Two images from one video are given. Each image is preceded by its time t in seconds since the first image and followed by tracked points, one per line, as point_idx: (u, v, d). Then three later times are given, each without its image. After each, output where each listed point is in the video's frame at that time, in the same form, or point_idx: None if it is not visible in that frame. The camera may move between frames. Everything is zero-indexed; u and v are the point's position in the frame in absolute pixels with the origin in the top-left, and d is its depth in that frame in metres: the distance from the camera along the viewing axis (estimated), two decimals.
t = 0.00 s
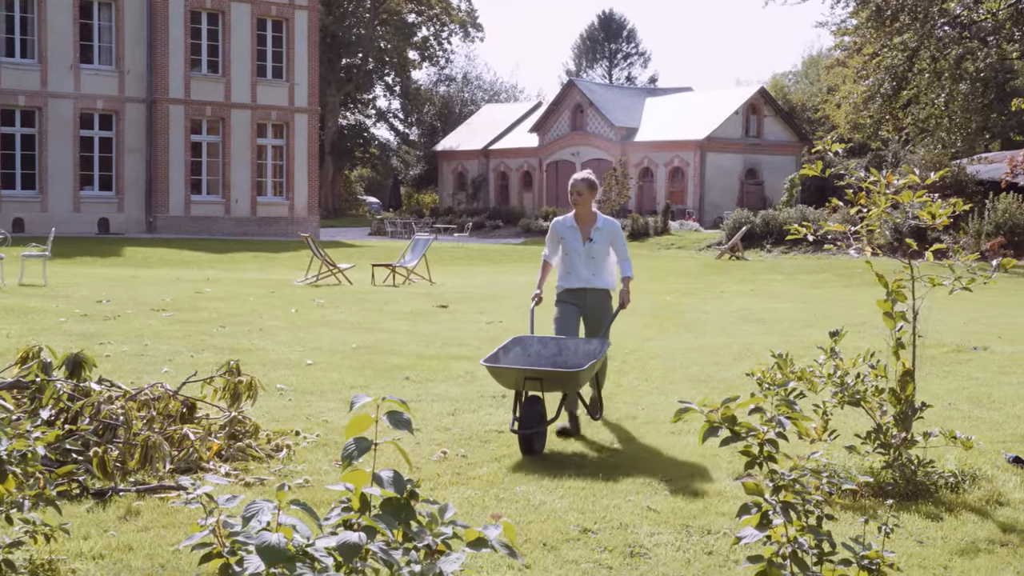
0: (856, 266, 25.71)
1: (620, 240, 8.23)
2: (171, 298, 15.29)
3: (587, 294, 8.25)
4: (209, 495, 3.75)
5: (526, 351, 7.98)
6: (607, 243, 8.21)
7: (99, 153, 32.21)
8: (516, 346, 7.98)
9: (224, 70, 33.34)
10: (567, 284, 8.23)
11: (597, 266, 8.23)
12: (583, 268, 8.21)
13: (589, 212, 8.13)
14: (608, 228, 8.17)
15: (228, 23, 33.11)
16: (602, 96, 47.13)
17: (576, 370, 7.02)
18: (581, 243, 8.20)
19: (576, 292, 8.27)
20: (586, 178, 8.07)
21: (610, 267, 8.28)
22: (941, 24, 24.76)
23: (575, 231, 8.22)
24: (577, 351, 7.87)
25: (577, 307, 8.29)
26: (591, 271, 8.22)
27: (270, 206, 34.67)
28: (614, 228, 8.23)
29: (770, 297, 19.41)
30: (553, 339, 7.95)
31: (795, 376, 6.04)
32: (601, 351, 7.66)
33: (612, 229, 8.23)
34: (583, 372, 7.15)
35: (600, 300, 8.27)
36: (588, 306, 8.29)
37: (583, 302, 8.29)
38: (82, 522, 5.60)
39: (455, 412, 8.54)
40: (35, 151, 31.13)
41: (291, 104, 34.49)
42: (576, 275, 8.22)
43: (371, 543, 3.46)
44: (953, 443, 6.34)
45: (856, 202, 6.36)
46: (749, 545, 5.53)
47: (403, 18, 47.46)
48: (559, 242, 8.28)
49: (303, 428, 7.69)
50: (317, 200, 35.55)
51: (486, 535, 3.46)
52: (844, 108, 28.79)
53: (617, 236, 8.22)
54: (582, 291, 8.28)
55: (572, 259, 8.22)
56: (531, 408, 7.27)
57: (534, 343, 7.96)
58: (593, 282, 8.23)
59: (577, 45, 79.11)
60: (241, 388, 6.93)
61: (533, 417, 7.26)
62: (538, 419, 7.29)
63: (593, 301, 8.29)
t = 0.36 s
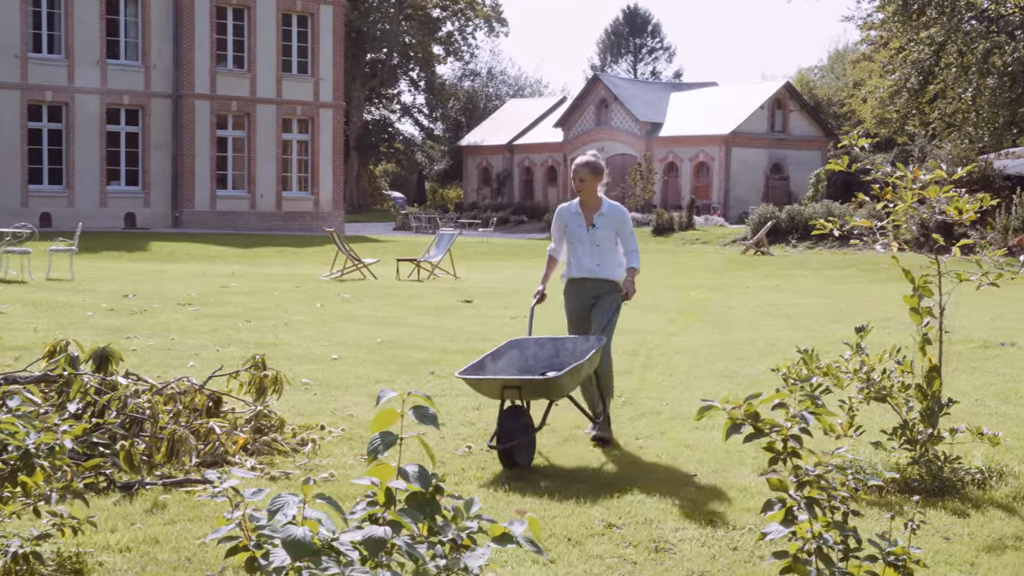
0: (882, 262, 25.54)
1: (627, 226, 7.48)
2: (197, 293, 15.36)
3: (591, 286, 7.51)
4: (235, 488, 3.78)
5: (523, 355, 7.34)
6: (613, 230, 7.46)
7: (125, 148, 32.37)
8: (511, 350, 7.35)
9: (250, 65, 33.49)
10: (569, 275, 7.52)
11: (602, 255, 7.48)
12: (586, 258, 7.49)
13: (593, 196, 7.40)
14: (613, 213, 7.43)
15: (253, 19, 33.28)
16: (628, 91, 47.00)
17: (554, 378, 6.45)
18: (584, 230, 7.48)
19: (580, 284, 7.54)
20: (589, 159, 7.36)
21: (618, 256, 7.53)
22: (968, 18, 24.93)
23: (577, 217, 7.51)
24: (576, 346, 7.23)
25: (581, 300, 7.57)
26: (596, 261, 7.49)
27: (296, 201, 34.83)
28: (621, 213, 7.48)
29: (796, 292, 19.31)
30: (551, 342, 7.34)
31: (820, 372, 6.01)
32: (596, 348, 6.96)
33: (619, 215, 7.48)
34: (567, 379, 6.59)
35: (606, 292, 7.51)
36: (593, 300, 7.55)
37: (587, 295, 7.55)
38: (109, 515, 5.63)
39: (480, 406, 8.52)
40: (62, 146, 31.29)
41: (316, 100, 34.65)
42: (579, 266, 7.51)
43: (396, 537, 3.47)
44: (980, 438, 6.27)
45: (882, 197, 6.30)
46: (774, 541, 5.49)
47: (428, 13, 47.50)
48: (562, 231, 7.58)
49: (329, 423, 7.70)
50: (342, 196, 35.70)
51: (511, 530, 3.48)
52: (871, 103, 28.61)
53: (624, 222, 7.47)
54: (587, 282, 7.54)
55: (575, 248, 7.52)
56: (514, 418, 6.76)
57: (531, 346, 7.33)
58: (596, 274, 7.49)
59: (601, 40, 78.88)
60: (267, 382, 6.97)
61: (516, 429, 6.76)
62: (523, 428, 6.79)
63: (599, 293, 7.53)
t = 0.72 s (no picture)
0: (914, 255, 25.33)
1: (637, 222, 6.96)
2: (228, 285, 15.45)
3: (600, 288, 6.99)
4: (267, 479, 3.81)
5: (520, 361, 6.78)
6: (622, 226, 6.95)
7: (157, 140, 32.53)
8: (510, 358, 6.77)
9: (280, 58, 33.67)
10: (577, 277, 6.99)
11: (610, 253, 6.96)
12: (593, 256, 6.96)
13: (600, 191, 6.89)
14: (621, 208, 6.93)
15: (284, 11, 33.48)
16: (657, 83, 46.81)
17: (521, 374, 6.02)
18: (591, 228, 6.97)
19: (589, 286, 7.01)
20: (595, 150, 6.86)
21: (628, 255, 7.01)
22: (1001, 10, 24.80)
23: (582, 213, 7.00)
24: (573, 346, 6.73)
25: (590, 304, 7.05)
26: (603, 260, 6.97)
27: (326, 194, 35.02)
28: (629, 208, 6.98)
29: (827, 285, 19.17)
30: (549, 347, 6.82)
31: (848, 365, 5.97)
32: (587, 347, 6.48)
33: (627, 211, 6.97)
34: (540, 378, 6.16)
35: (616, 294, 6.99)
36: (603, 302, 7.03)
37: (597, 297, 7.02)
38: (141, 505, 5.67)
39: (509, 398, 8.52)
40: (94, 139, 31.47)
41: (347, 92, 34.83)
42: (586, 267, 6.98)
43: (426, 528, 3.48)
44: (1014, 432, 6.19)
45: (914, 189, 6.23)
46: (805, 534, 5.45)
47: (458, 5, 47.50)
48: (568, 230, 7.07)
49: (359, 414, 7.73)
50: (372, 188, 35.83)
51: (540, 522, 3.51)
52: (902, 95, 28.40)
53: (633, 218, 6.96)
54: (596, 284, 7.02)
55: (581, 247, 7.00)
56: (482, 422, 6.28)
57: (528, 354, 6.78)
58: (606, 274, 6.97)
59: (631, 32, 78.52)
60: (297, 373, 7.00)
61: (482, 433, 6.28)
62: (490, 433, 6.30)
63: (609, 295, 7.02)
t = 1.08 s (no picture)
0: (952, 247, 25.04)
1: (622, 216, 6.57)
2: (263, 277, 15.53)
3: (589, 292, 6.61)
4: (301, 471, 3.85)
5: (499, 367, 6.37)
6: (607, 223, 6.56)
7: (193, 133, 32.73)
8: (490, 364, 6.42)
9: (315, 50, 33.84)
10: (566, 282, 6.63)
11: (598, 253, 6.59)
12: (580, 260, 6.59)
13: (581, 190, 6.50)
14: (601, 206, 6.52)
15: (319, 4, 33.65)
16: (692, 75, 46.54)
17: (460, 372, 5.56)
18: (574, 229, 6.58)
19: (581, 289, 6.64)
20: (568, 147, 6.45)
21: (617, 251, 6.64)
22: None
23: (563, 214, 6.60)
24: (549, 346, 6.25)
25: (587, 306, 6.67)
26: (591, 261, 6.59)
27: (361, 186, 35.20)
28: (611, 204, 6.58)
29: (863, 278, 18.98)
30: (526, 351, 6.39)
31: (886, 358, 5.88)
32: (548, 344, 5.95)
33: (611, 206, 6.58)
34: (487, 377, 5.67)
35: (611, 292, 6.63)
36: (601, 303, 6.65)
37: (589, 302, 6.64)
38: (178, 496, 5.70)
39: (543, 391, 8.50)
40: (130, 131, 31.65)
41: (381, 84, 34.98)
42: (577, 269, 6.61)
43: (462, 520, 3.50)
44: None
45: (951, 182, 6.13)
46: (840, 528, 5.40)
47: None
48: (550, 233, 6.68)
49: (393, 406, 7.73)
50: (406, 180, 35.99)
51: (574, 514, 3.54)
52: (940, 87, 28.07)
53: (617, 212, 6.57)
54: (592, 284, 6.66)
55: (567, 250, 6.61)
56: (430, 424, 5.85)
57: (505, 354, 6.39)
58: (595, 278, 6.59)
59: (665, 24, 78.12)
60: (332, 365, 7.02)
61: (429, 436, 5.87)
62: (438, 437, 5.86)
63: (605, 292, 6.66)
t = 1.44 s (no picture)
0: (994, 240, 24.70)
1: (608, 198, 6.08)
2: (303, 269, 15.60)
3: (568, 278, 6.20)
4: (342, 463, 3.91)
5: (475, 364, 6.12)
6: (591, 205, 6.09)
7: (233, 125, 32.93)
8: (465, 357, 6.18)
9: (354, 43, 34.01)
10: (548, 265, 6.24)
11: (581, 237, 6.14)
12: (560, 242, 6.17)
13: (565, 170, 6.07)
14: (584, 187, 6.06)
15: None
16: (731, 67, 46.24)
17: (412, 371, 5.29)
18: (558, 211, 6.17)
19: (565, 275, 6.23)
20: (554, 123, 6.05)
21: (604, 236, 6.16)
22: None
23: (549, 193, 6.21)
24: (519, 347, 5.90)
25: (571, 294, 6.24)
26: (573, 245, 6.16)
27: (399, 178, 35.33)
28: (599, 184, 6.10)
29: (904, 272, 18.76)
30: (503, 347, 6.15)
31: (929, 352, 5.70)
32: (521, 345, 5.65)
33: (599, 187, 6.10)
34: (441, 379, 5.37)
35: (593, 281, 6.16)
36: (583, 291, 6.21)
37: (570, 290, 6.23)
38: (218, 486, 5.74)
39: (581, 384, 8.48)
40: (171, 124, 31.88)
41: (420, 77, 35.10)
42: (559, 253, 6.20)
43: (500, 512, 3.50)
44: None
45: (994, 173, 5.95)
46: (881, 523, 5.33)
47: None
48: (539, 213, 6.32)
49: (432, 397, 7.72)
50: (444, 172, 36.18)
51: (615, 508, 3.52)
52: (982, 78, 27.68)
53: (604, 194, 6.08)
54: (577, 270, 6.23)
55: (550, 231, 6.22)
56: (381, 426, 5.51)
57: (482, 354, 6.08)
58: (575, 263, 6.17)
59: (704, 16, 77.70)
60: (370, 357, 7.03)
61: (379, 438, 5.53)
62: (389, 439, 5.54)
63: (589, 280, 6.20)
